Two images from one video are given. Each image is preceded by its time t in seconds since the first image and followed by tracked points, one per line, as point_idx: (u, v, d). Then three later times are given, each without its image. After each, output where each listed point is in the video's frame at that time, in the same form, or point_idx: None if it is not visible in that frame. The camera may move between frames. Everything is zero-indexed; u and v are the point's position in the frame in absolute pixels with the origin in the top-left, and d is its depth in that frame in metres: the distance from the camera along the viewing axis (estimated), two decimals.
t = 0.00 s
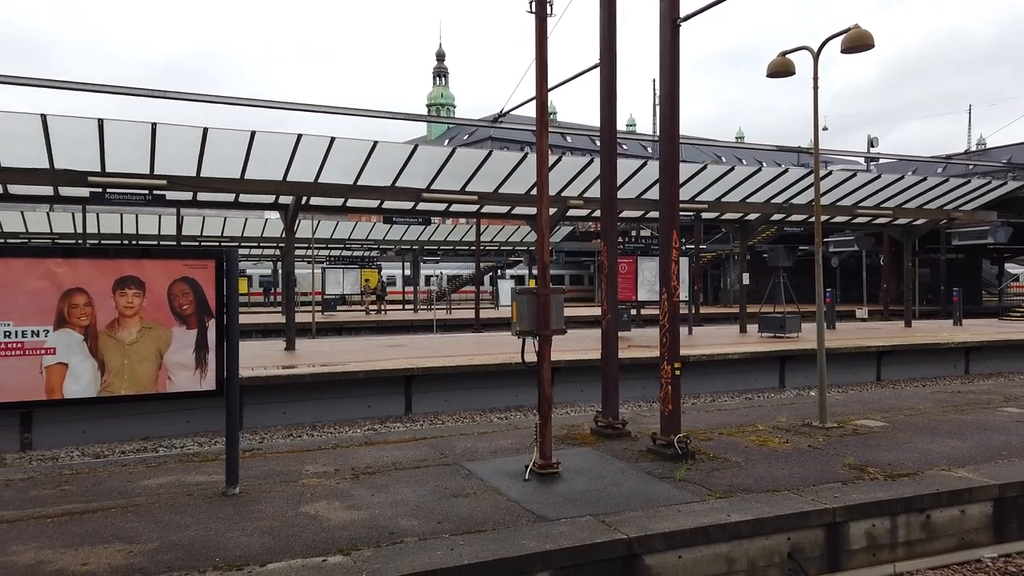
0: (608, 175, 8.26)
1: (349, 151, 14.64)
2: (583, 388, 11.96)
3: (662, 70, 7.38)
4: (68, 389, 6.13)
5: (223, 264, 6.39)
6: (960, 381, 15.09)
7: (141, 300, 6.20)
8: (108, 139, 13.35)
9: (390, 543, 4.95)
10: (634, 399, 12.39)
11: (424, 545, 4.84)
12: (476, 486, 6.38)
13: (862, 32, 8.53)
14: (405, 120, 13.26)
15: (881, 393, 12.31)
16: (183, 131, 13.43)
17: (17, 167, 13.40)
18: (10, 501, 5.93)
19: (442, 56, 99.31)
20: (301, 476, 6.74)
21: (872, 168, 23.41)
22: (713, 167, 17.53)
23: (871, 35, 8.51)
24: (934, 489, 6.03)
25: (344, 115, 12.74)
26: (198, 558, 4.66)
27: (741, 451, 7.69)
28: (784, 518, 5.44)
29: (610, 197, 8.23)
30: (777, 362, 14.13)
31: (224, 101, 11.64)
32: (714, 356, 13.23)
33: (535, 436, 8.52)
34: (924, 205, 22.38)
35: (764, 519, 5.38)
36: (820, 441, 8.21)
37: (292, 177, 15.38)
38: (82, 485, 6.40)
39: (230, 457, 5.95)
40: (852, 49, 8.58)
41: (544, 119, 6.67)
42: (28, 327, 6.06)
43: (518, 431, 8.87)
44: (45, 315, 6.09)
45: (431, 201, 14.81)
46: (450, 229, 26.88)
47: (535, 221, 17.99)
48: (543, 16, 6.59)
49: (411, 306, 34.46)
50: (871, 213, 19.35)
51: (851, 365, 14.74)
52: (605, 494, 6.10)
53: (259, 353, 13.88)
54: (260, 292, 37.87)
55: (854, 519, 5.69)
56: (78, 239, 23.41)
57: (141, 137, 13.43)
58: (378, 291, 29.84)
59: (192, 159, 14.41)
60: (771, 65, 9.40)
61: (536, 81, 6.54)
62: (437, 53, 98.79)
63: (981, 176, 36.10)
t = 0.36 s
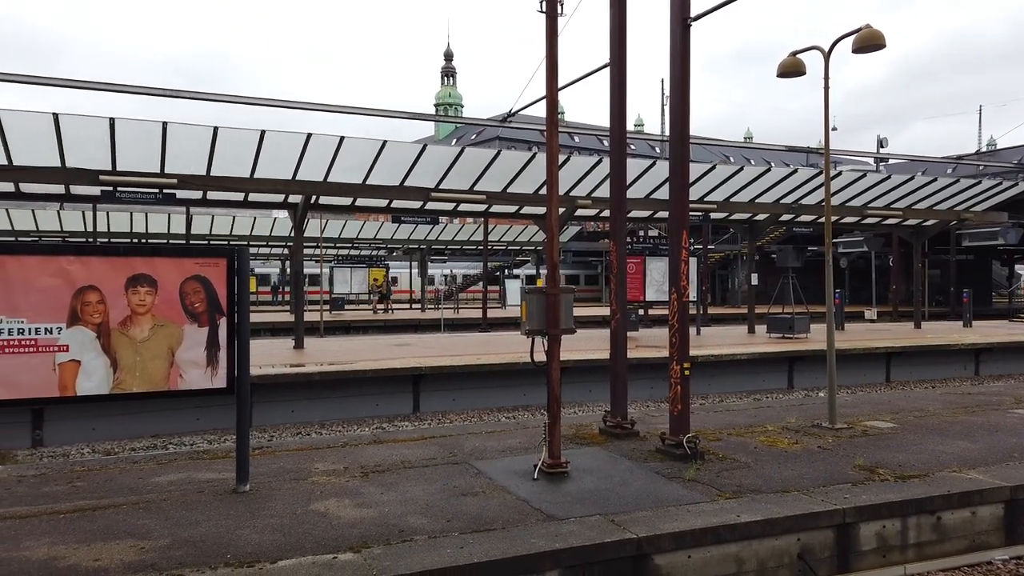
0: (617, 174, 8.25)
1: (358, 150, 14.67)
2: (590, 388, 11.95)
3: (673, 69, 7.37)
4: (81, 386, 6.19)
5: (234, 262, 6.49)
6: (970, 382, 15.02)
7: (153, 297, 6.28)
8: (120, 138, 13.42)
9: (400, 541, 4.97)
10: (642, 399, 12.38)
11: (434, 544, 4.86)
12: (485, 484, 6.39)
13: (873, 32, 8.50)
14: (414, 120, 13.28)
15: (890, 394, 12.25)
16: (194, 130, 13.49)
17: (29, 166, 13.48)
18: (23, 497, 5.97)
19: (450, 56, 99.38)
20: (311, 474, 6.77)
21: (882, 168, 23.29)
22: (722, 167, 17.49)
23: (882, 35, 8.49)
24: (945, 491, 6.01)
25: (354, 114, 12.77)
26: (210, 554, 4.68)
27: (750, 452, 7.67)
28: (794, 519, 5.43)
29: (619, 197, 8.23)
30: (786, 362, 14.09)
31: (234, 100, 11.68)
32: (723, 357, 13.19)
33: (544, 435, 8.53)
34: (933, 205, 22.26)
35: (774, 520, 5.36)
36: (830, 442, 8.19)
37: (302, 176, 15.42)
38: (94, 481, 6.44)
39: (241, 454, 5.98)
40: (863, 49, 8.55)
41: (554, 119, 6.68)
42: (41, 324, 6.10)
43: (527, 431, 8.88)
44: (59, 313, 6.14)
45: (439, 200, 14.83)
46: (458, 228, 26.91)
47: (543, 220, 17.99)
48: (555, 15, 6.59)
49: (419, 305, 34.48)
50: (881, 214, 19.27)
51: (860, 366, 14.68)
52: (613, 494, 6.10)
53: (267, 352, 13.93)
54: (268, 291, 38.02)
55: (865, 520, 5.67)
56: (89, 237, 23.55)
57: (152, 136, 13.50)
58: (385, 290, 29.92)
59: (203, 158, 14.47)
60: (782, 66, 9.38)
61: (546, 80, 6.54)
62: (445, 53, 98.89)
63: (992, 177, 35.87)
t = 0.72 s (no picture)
0: (635, 171, 8.23)
1: (374, 149, 14.72)
2: (607, 385, 11.93)
3: (691, 65, 7.33)
4: (104, 382, 6.30)
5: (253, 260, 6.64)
6: (993, 380, 14.82)
7: (175, 295, 6.32)
8: (140, 138, 13.55)
9: (419, 537, 4.99)
10: (659, 397, 12.34)
11: (453, 539, 4.87)
12: (503, 481, 6.40)
13: (894, 26, 8.41)
14: (431, 118, 13.32)
15: (910, 392, 12.13)
16: (212, 129, 13.60)
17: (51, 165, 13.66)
18: (48, 492, 6.06)
19: (465, 53, 99.41)
20: (331, 470, 6.81)
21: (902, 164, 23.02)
22: (740, 164, 17.37)
23: (903, 29, 8.39)
24: (968, 489, 5.95)
25: (371, 113, 12.81)
26: (232, 549, 4.73)
27: (770, 450, 7.62)
28: (814, 516, 5.40)
29: (637, 193, 8.20)
30: (805, 360, 13.98)
31: (252, 99, 11.76)
32: (741, 354, 13.12)
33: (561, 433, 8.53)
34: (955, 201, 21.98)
35: (794, 517, 5.34)
36: (850, 440, 8.12)
37: (319, 174, 15.50)
38: (117, 476, 6.53)
39: (261, 450, 6.03)
40: (883, 43, 8.46)
41: (572, 116, 6.67)
42: (65, 322, 6.20)
43: (543, 428, 8.88)
44: (82, 310, 6.21)
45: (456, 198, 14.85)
46: (473, 226, 26.95)
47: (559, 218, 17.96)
48: (572, 12, 6.57)
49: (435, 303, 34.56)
50: (901, 210, 19.06)
51: (880, 364, 14.54)
52: (632, 491, 6.10)
53: (286, 349, 14.02)
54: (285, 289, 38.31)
55: (886, 518, 5.62)
56: (109, 235, 23.80)
57: (171, 135, 13.62)
58: (401, 288, 30.04)
59: (221, 157, 14.59)
60: (800, 61, 9.30)
61: (563, 76, 6.53)
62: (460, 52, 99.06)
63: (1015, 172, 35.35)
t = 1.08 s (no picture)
0: (652, 168, 8.20)
1: (391, 146, 14.77)
2: (624, 383, 11.90)
3: (710, 62, 7.28)
4: (125, 378, 6.37)
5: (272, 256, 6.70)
6: (1015, 380, 14.61)
7: (195, 291, 6.44)
8: (160, 135, 13.67)
9: (436, 533, 5.01)
10: (676, 396, 12.28)
11: (470, 536, 4.89)
12: (520, 479, 6.41)
13: (915, 22, 8.30)
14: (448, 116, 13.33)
15: (931, 392, 11.99)
16: (231, 126, 13.69)
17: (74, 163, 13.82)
18: (70, 485, 6.14)
19: (482, 50, 99.23)
20: (348, 466, 6.86)
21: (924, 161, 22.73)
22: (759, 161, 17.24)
23: (925, 25, 8.29)
24: (989, 490, 5.88)
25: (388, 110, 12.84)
26: (252, 543, 4.77)
27: (788, 449, 7.57)
28: (833, 516, 5.35)
29: (655, 190, 8.16)
30: (823, 358, 13.87)
31: (270, 97, 11.82)
32: (758, 353, 13.04)
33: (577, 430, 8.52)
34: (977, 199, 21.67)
35: (812, 517, 5.30)
36: (869, 439, 8.05)
37: (336, 171, 15.58)
38: (138, 471, 6.61)
39: (280, 446, 6.08)
40: (905, 39, 8.36)
41: (589, 113, 6.65)
42: (88, 317, 6.30)
43: (560, 425, 8.87)
44: (105, 306, 6.30)
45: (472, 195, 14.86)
46: (490, 223, 26.96)
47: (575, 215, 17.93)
48: (590, 9, 6.55)
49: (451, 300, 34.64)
50: (922, 208, 18.83)
51: (900, 363, 14.38)
52: (648, 489, 6.08)
53: (303, 345, 14.11)
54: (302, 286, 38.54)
55: (906, 518, 5.57)
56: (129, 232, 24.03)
57: (191, 133, 13.73)
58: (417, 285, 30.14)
59: (240, 154, 14.69)
60: (820, 57, 9.22)
61: (581, 73, 6.52)
62: (477, 49, 99.10)
63: None
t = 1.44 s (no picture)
0: (670, 169, 8.16)
1: (409, 147, 14.81)
2: (640, 384, 11.85)
3: (728, 61, 7.23)
4: (146, 376, 6.43)
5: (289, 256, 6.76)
6: None
7: (215, 291, 6.50)
8: (180, 136, 13.81)
9: (453, 533, 5.02)
10: (692, 397, 12.22)
11: (487, 536, 4.89)
12: (536, 479, 6.40)
13: (938, 20, 8.19)
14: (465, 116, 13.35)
15: (953, 395, 11.83)
16: (250, 127, 13.80)
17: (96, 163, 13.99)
18: (91, 482, 6.21)
19: (498, 49, 99.19)
20: (364, 464, 6.88)
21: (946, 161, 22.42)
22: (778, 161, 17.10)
23: (948, 23, 8.18)
24: (1013, 495, 5.79)
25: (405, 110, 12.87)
26: (270, 541, 4.80)
27: (806, 451, 7.51)
28: (852, 521, 5.30)
29: (672, 191, 8.13)
30: (842, 360, 13.73)
31: (290, 97, 11.90)
32: (776, 354, 12.94)
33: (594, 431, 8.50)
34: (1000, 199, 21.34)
35: (831, 520, 5.25)
36: (890, 442, 7.95)
37: (354, 172, 15.66)
38: (158, 468, 6.68)
39: (297, 444, 6.11)
40: (928, 37, 8.26)
41: (607, 112, 6.63)
42: (109, 316, 6.38)
43: (576, 426, 8.86)
44: (126, 305, 6.38)
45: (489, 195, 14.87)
46: (506, 224, 26.98)
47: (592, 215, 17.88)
48: (608, 8, 6.53)
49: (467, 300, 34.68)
50: (944, 208, 18.60)
51: (920, 365, 14.21)
52: (665, 491, 6.05)
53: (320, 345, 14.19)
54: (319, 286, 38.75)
55: (927, 523, 5.50)
56: (150, 232, 24.28)
57: (211, 134, 13.85)
58: (433, 285, 30.22)
59: (259, 154, 14.81)
60: (841, 56, 9.13)
61: (599, 73, 6.50)
62: (493, 49, 99.17)
63: None
